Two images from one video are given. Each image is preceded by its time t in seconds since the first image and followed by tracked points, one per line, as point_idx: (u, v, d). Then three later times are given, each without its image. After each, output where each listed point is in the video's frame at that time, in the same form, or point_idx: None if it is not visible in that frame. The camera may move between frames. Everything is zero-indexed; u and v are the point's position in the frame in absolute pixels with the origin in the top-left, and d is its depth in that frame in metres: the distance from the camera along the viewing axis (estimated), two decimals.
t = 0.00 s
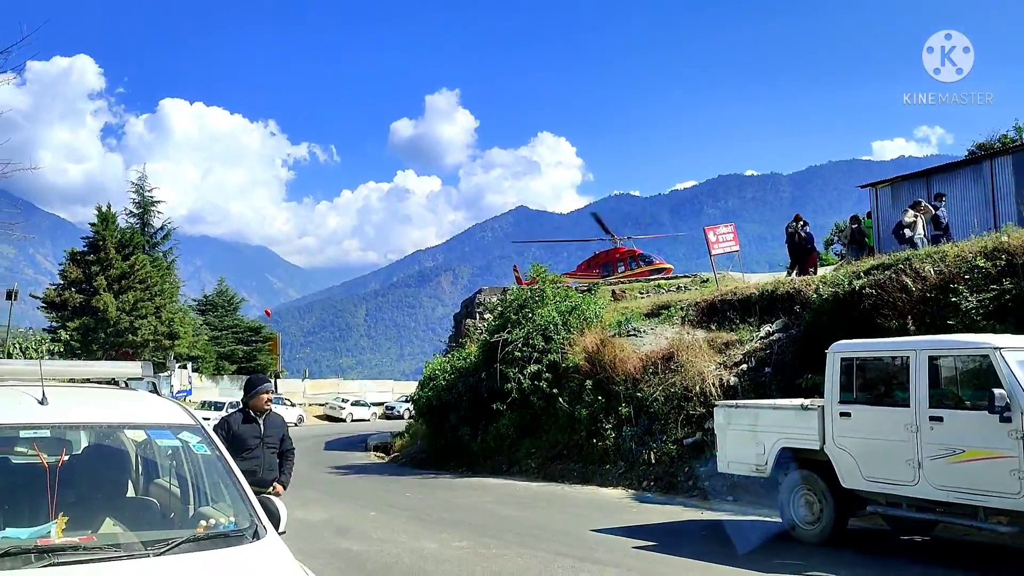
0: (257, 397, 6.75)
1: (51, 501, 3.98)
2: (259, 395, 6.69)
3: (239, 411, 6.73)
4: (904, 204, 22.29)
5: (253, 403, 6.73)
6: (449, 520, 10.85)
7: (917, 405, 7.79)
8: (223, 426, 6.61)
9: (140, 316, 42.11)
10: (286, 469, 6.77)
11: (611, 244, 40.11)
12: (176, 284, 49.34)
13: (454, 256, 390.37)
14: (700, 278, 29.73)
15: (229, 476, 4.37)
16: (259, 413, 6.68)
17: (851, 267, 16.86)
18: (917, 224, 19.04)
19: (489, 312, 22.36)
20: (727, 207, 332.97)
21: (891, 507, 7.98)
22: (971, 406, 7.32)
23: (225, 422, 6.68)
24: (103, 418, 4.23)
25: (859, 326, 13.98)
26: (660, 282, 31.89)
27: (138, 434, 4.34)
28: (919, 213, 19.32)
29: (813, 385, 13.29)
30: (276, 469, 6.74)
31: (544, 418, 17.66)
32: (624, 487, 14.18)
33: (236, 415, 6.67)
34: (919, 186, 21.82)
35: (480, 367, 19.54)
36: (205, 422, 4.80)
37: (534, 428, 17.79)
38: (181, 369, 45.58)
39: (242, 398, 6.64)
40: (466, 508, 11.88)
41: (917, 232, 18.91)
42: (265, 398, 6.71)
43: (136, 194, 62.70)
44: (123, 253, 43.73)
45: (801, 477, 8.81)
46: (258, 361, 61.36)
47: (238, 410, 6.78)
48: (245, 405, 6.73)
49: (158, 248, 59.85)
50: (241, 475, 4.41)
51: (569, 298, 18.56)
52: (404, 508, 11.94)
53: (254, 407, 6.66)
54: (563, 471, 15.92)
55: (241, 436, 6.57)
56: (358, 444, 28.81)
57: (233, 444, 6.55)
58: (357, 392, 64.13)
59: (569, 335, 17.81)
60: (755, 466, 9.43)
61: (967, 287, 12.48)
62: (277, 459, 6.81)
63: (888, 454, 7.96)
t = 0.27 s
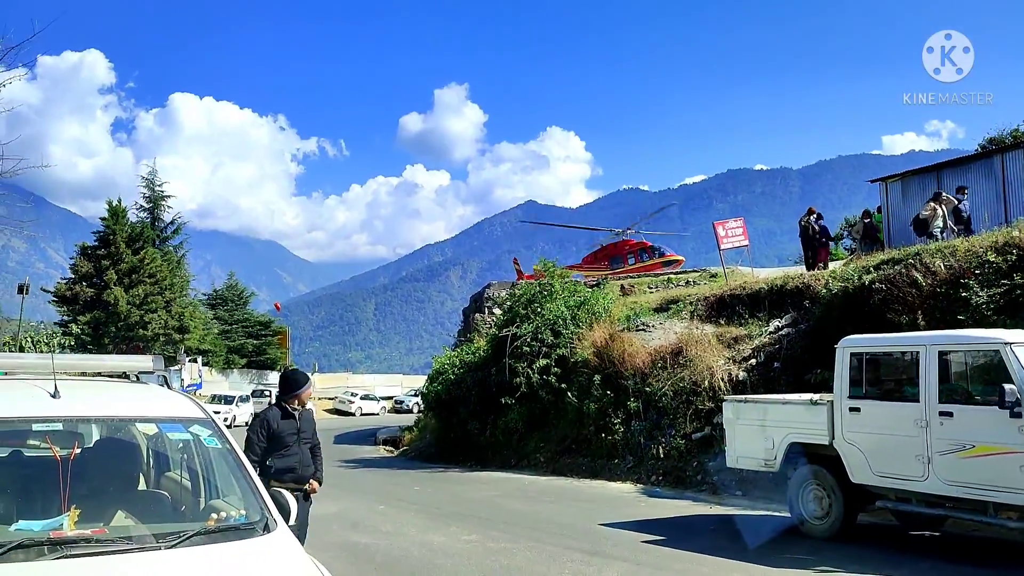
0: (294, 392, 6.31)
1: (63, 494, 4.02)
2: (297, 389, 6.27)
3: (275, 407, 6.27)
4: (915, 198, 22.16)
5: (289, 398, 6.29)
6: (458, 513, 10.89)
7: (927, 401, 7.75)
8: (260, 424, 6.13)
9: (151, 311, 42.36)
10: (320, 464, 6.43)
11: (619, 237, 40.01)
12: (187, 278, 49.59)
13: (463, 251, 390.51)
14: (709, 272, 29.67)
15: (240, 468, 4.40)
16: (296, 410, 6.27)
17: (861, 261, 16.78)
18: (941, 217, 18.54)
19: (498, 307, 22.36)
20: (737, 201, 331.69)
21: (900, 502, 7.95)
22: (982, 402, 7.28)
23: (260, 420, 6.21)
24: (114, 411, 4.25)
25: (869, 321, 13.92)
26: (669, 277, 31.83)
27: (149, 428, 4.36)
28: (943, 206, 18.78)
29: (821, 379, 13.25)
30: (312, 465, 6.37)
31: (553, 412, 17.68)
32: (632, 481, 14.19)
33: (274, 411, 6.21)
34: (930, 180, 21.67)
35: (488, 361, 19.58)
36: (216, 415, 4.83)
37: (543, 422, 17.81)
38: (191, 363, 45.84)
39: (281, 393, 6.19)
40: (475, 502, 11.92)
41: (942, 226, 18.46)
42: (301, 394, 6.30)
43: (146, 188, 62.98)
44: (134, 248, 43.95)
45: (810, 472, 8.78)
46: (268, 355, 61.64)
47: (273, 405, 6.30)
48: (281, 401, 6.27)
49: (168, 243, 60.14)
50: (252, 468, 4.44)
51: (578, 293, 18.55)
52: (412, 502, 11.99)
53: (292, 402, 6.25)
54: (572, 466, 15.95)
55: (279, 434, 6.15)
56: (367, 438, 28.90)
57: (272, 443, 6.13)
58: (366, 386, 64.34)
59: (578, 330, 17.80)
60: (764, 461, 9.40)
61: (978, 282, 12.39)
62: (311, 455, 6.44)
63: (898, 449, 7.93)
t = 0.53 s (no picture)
0: (332, 384, 5.94)
1: (72, 490, 4.04)
2: (340, 380, 5.95)
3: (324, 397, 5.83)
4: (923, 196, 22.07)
5: (330, 389, 5.90)
6: (464, 510, 10.89)
7: (936, 398, 7.71)
8: (317, 416, 5.70)
9: (158, 307, 42.50)
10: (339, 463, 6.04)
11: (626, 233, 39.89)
12: (194, 274, 49.75)
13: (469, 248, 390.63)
14: (716, 269, 29.61)
15: (247, 464, 4.41)
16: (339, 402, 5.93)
17: (869, 258, 16.73)
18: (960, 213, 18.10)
19: (505, 304, 22.35)
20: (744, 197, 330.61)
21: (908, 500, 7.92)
22: (991, 400, 7.24)
23: (311, 412, 5.73)
24: (123, 407, 4.26)
25: (878, 318, 13.86)
26: (676, 274, 31.79)
27: (157, 423, 4.37)
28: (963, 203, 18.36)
29: (829, 377, 13.21)
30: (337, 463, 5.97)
31: (560, 409, 17.67)
32: (640, 478, 14.18)
33: (326, 402, 5.80)
34: (939, 177, 21.57)
35: (495, 357, 19.59)
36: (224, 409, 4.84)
37: (550, 419, 17.80)
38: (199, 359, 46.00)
39: (331, 383, 5.80)
40: (482, 499, 11.94)
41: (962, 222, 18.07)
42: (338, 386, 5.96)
43: (155, 185, 63.16)
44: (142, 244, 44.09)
45: (817, 470, 8.76)
46: (276, 351, 61.86)
47: (317, 396, 5.82)
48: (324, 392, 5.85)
49: (176, 239, 60.33)
50: (259, 463, 4.45)
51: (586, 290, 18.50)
52: (419, 499, 12.01)
53: (337, 394, 5.91)
54: (579, 463, 15.95)
55: (328, 427, 5.77)
56: (374, 435, 28.96)
57: (325, 436, 5.72)
58: (373, 382, 64.51)
59: (585, 327, 17.76)
60: (771, 458, 9.37)
61: (987, 280, 12.30)
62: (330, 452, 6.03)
63: (906, 447, 7.90)
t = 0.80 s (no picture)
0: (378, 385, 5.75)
1: (79, 488, 4.05)
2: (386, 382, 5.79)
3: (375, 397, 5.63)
4: (931, 196, 22.04)
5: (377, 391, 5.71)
6: (470, 509, 10.89)
7: (943, 398, 7.69)
8: (374, 414, 5.50)
9: (165, 305, 42.63)
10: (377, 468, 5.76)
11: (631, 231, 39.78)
12: (201, 273, 49.88)
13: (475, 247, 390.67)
14: (722, 269, 29.55)
15: (253, 464, 4.43)
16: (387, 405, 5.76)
17: (876, 258, 16.68)
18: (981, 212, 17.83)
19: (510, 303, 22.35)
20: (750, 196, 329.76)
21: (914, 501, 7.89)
22: (998, 401, 7.21)
23: (366, 412, 5.50)
24: (130, 406, 4.28)
25: (885, 318, 13.82)
26: (682, 273, 31.72)
27: (164, 422, 4.39)
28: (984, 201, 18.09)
29: (835, 378, 13.17)
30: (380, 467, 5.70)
31: (565, 408, 17.67)
32: (645, 478, 14.17)
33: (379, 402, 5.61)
34: (947, 177, 21.55)
35: (500, 357, 19.59)
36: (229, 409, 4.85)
37: (555, 419, 17.79)
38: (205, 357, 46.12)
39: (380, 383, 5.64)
40: (488, 498, 11.94)
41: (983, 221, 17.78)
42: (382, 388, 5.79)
43: (161, 183, 63.35)
44: (149, 242, 44.25)
45: (824, 470, 8.74)
46: (282, 350, 62.01)
47: (366, 397, 5.59)
48: (372, 393, 5.63)
49: (182, 238, 60.51)
50: (265, 462, 4.46)
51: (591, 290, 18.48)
52: (424, 497, 12.02)
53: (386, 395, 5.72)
54: (584, 462, 15.93)
55: (382, 427, 5.57)
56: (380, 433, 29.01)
57: (382, 436, 5.51)
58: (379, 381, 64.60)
59: (591, 326, 17.76)
60: (777, 458, 9.35)
61: (994, 280, 12.25)
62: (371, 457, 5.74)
63: (912, 448, 7.87)
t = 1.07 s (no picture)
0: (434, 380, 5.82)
1: (86, 490, 4.07)
2: (441, 377, 5.89)
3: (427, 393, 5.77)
4: (937, 199, 22.00)
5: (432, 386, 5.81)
6: (475, 512, 10.90)
7: (948, 402, 7.67)
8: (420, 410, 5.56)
9: (170, 306, 42.77)
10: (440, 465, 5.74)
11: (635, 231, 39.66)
12: (206, 274, 50.02)
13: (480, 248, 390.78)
14: (728, 271, 29.51)
15: (259, 466, 4.44)
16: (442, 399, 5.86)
17: (882, 261, 16.65)
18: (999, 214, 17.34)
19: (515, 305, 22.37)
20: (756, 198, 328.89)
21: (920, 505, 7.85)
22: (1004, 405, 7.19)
23: (414, 406, 5.62)
24: (135, 408, 4.30)
25: (890, 322, 13.78)
26: (687, 276, 31.69)
27: (170, 424, 4.41)
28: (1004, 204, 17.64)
29: (840, 382, 13.14)
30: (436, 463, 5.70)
31: (570, 411, 17.67)
32: (650, 481, 14.16)
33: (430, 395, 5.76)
34: (953, 180, 21.50)
35: (505, 359, 19.60)
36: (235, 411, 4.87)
37: (560, 421, 17.79)
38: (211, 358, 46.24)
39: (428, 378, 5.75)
40: (493, 500, 11.94)
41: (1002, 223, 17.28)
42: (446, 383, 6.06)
43: (168, 185, 63.57)
44: (155, 244, 44.41)
45: (828, 473, 8.72)
46: (287, 351, 62.14)
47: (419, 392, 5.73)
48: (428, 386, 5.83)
49: (188, 239, 60.69)
50: (271, 465, 4.47)
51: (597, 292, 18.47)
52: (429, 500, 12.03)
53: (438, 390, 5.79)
54: (589, 465, 15.93)
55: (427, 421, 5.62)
56: (385, 435, 29.04)
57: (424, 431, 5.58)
58: (384, 382, 64.69)
59: (596, 328, 17.75)
60: (782, 462, 9.34)
61: (1001, 284, 12.20)
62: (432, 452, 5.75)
63: (918, 451, 7.85)
